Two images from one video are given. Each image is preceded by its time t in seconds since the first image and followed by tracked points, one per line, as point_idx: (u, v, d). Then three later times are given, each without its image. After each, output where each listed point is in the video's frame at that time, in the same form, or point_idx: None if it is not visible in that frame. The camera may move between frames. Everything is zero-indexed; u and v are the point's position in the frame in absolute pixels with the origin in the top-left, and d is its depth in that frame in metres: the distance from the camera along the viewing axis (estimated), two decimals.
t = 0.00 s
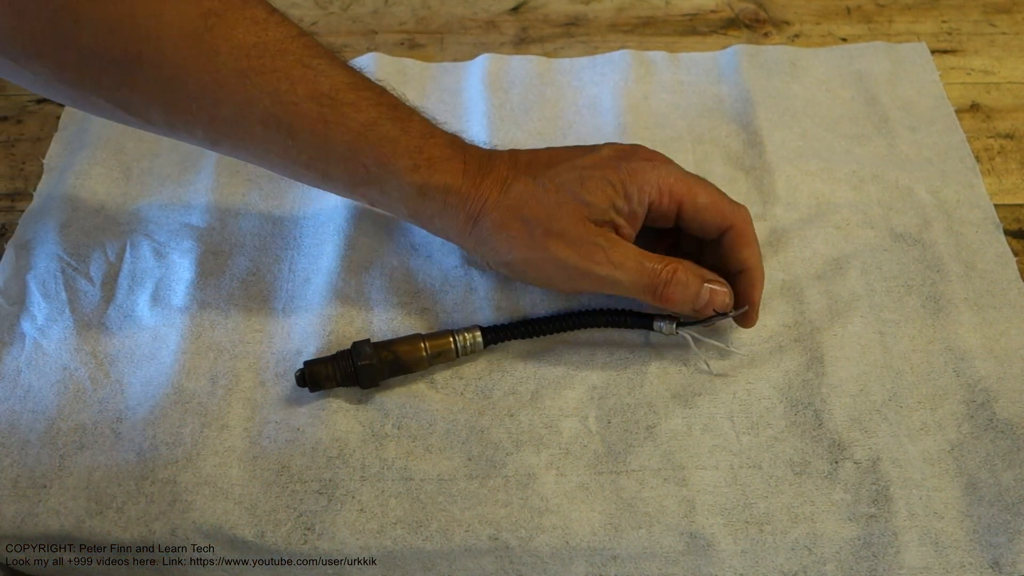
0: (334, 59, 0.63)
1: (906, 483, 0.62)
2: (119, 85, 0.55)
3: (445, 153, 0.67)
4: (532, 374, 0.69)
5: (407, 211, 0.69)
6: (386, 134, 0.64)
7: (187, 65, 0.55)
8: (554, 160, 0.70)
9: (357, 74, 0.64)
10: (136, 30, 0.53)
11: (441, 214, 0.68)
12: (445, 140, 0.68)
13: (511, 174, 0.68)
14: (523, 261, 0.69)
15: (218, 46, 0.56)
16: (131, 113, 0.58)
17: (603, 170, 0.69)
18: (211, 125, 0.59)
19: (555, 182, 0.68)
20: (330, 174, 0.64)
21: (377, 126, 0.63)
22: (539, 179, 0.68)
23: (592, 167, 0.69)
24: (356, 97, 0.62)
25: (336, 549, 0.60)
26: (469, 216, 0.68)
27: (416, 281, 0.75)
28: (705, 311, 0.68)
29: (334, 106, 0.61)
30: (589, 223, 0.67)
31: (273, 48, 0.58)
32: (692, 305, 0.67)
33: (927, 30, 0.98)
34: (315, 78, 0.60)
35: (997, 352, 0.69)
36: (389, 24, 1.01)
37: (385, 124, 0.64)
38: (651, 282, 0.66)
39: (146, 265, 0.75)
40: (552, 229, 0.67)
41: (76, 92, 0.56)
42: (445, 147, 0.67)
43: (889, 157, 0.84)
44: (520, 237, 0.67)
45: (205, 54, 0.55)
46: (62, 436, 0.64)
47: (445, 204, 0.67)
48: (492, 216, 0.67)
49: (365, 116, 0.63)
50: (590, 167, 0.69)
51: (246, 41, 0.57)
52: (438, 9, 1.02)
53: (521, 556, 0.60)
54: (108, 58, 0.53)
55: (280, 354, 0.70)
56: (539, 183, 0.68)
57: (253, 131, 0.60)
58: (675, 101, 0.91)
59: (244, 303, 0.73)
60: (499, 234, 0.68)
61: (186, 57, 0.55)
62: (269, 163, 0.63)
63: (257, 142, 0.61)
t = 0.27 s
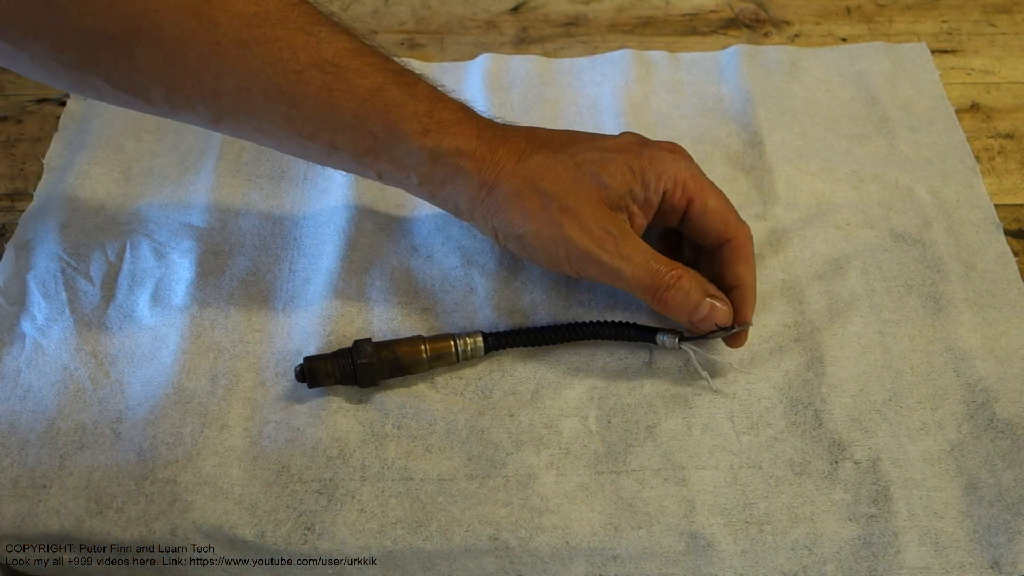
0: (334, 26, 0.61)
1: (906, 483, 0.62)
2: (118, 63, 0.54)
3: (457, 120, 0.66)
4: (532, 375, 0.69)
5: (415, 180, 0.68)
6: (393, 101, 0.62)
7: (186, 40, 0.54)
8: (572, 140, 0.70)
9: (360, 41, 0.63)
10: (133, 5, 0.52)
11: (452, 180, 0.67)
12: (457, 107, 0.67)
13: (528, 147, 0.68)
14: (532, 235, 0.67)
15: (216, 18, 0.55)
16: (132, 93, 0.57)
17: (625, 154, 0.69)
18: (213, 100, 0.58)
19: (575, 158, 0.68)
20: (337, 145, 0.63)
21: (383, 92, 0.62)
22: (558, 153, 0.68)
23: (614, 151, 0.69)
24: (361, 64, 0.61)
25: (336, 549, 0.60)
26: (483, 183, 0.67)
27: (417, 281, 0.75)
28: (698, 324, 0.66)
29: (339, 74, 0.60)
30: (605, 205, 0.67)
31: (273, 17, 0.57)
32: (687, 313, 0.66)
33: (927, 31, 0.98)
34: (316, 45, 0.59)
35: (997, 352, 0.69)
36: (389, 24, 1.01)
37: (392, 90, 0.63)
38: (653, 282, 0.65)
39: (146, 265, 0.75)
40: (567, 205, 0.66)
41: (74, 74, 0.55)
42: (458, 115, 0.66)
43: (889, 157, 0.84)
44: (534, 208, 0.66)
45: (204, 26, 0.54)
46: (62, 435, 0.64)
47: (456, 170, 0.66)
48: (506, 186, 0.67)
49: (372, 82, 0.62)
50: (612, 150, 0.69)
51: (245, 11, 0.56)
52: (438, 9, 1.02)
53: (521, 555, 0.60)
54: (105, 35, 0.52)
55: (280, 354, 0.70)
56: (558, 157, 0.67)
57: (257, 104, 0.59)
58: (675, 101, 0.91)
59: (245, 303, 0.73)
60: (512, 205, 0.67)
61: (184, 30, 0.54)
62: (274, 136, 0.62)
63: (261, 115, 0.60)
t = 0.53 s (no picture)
0: (341, 13, 0.61)
1: (906, 483, 0.62)
2: (122, 57, 0.54)
3: (477, 107, 0.65)
4: (532, 375, 0.69)
5: (431, 168, 0.67)
6: (404, 86, 0.61)
7: (190, 31, 0.54)
8: (597, 135, 0.69)
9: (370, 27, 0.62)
10: None
11: (469, 168, 0.67)
12: (478, 96, 0.66)
13: (551, 138, 0.67)
14: (552, 227, 0.66)
15: (219, 7, 0.54)
16: (138, 89, 0.56)
17: (652, 153, 0.69)
18: (221, 91, 0.57)
19: (601, 153, 0.67)
20: (349, 134, 0.62)
21: (394, 77, 0.61)
22: (583, 147, 0.67)
23: (642, 149, 0.69)
24: (371, 49, 0.60)
25: (335, 549, 0.60)
26: (503, 172, 0.66)
27: (417, 281, 0.75)
28: (712, 333, 0.66)
29: (348, 60, 0.59)
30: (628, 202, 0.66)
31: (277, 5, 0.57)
32: (702, 321, 0.65)
33: (927, 30, 0.98)
34: (323, 31, 0.58)
35: (997, 352, 0.69)
36: (389, 24, 1.01)
37: (405, 74, 0.62)
38: (672, 286, 0.64)
39: (146, 265, 0.75)
40: (591, 201, 0.65)
41: (78, 71, 0.55)
42: (476, 102, 0.65)
43: (889, 157, 0.84)
44: (556, 200, 0.65)
45: (207, 16, 0.54)
46: (62, 436, 0.64)
47: (474, 157, 0.66)
48: (529, 176, 0.66)
49: (382, 67, 0.61)
50: (639, 149, 0.69)
51: None
52: (438, 9, 1.02)
53: (521, 555, 0.60)
54: (109, 27, 0.52)
55: (280, 354, 0.70)
56: (584, 151, 0.67)
57: (267, 93, 0.58)
58: (675, 101, 0.91)
59: (244, 303, 0.73)
60: (532, 195, 0.66)
61: (187, 20, 0.53)
62: (285, 128, 0.61)
63: (270, 106, 0.59)
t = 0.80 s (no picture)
0: None
1: (907, 483, 0.63)
2: (128, 47, 0.53)
3: (493, 91, 0.63)
4: (536, 376, 0.69)
5: (444, 154, 0.64)
6: (415, 68, 0.60)
7: (196, 18, 0.53)
8: (617, 123, 0.68)
9: (378, 11, 0.61)
10: None
11: (483, 155, 0.64)
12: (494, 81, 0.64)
13: (572, 125, 0.66)
14: (575, 217, 0.65)
15: None
16: (145, 79, 0.55)
17: (677, 143, 0.68)
18: (228, 78, 0.56)
19: (625, 142, 0.66)
20: (359, 118, 0.60)
21: (405, 58, 0.59)
22: (607, 135, 0.66)
23: (665, 139, 0.68)
24: (380, 30, 0.59)
25: (339, 550, 0.60)
26: (523, 159, 0.64)
27: (420, 281, 0.75)
28: (733, 325, 0.65)
29: (356, 42, 0.58)
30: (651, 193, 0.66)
31: None
32: (722, 314, 0.65)
33: (927, 31, 0.99)
34: (330, 13, 0.57)
35: (997, 351, 0.69)
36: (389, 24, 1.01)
37: (416, 56, 0.60)
38: (696, 278, 0.64)
39: (148, 266, 0.75)
40: (616, 190, 0.64)
41: (83, 63, 0.54)
42: (490, 87, 0.63)
43: (889, 157, 0.84)
44: (579, 189, 0.64)
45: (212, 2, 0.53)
46: (65, 436, 0.64)
47: (491, 143, 0.63)
48: (550, 164, 0.64)
49: (391, 48, 0.59)
50: (662, 138, 0.68)
51: None
52: (439, 9, 1.02)
53: (524, 555, 0.60)
54: (116, 18, 0.52)
55: (283, 355, 0.70)
56: (607, 140, 0.66)
57: (275, 79, 0.56)
58: (675, 101, 0.91)
59: (248, 305, 0.73)
60: (554, 183, 0.64)
61: (192, 6, 0.53)
62: (296, 117, 0.59)
63: (279, 93, 0.57)
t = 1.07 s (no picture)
0: None
1: (907, 482, 0.63)
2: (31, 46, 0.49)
3: (425, 83, 0.59)
4: (536, 376, 0.69)
5: (380, 154, 0.60)
6: (341, 61, 0.55)
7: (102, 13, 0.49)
8: (564, 110, 0.64)
9: None
10: None
11: (422, 155, 0.60)
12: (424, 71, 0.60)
13: (514, 116, 0.62)
14: (525, 217, 0.61)
15: None
16: (53, 80, 0.51)
17: (629, 130, 0.65)
18: (141, 80, 0.51)
19: (573, 132, 0.62)
20: (290, 119, 0.56)
21: (327, 52, 0.55)
22: (552, 126, 0.62)
23: (617, 125, 0.65)
24: (299, 21, 0.54)
25: (339, 550, 0.60)
26: (463, 157, 0.60)
27: (420, 281, 0.75)
28: (695, 313, 0.63)
29: (275, 36, 0.53)
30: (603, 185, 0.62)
31: None
32: (686, 304, 0.62)
33: (927, 30, 0.98)
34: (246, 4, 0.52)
35: (997, 351, 0.69)
36: (389, 23, 1.01)
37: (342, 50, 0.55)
38: (654, 272, 0.61)
39: (148, 266, 0.75)
40: (567, 186, 0.60)
41: None
42: (422, 80, 0.59)
43: (889, 157, 0.84)
44: (526, 186, 0.60)
45: None
46: (65, 436, 0.64)
47: (428, 140, 0.59)
48: (492, 162, 0.60)
49: (313, 40, 0.54)
50: (614, 124, 0.65)
51: None
52: (438, 9, 1.02)
53: (525, 555, 0.60)
54: (25, 12, 0.48)
55: (284, 354, 0.70)
56: (556, 132, 0.62)
57: (194, 78, 0.52)
58: (675, 101, 0.91)
59: (248, 305, 0.73)
60: (498, 181, 0.60)
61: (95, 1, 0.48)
62: (221, 119, 0.55)
63: (199, 93, 0.53)
